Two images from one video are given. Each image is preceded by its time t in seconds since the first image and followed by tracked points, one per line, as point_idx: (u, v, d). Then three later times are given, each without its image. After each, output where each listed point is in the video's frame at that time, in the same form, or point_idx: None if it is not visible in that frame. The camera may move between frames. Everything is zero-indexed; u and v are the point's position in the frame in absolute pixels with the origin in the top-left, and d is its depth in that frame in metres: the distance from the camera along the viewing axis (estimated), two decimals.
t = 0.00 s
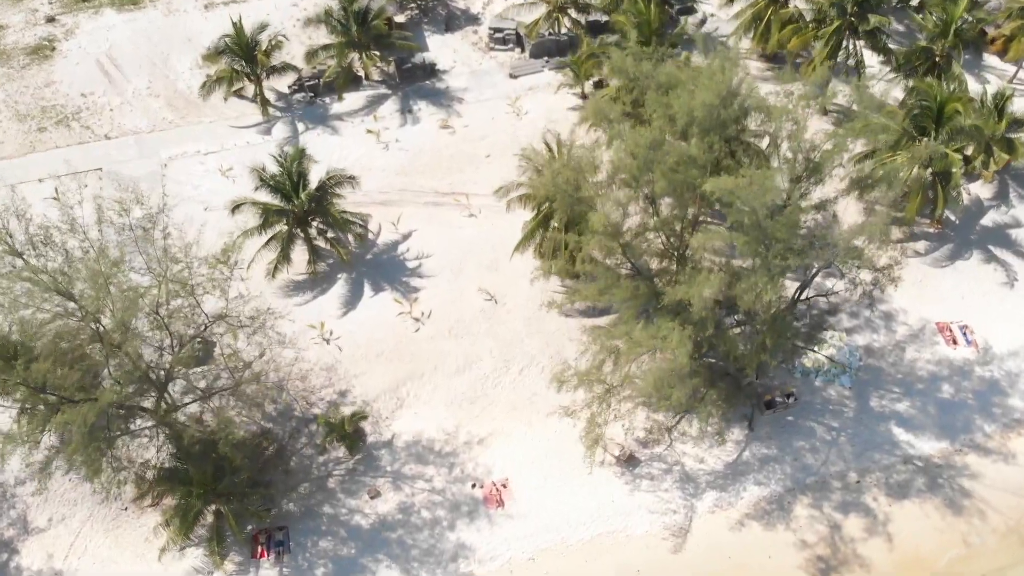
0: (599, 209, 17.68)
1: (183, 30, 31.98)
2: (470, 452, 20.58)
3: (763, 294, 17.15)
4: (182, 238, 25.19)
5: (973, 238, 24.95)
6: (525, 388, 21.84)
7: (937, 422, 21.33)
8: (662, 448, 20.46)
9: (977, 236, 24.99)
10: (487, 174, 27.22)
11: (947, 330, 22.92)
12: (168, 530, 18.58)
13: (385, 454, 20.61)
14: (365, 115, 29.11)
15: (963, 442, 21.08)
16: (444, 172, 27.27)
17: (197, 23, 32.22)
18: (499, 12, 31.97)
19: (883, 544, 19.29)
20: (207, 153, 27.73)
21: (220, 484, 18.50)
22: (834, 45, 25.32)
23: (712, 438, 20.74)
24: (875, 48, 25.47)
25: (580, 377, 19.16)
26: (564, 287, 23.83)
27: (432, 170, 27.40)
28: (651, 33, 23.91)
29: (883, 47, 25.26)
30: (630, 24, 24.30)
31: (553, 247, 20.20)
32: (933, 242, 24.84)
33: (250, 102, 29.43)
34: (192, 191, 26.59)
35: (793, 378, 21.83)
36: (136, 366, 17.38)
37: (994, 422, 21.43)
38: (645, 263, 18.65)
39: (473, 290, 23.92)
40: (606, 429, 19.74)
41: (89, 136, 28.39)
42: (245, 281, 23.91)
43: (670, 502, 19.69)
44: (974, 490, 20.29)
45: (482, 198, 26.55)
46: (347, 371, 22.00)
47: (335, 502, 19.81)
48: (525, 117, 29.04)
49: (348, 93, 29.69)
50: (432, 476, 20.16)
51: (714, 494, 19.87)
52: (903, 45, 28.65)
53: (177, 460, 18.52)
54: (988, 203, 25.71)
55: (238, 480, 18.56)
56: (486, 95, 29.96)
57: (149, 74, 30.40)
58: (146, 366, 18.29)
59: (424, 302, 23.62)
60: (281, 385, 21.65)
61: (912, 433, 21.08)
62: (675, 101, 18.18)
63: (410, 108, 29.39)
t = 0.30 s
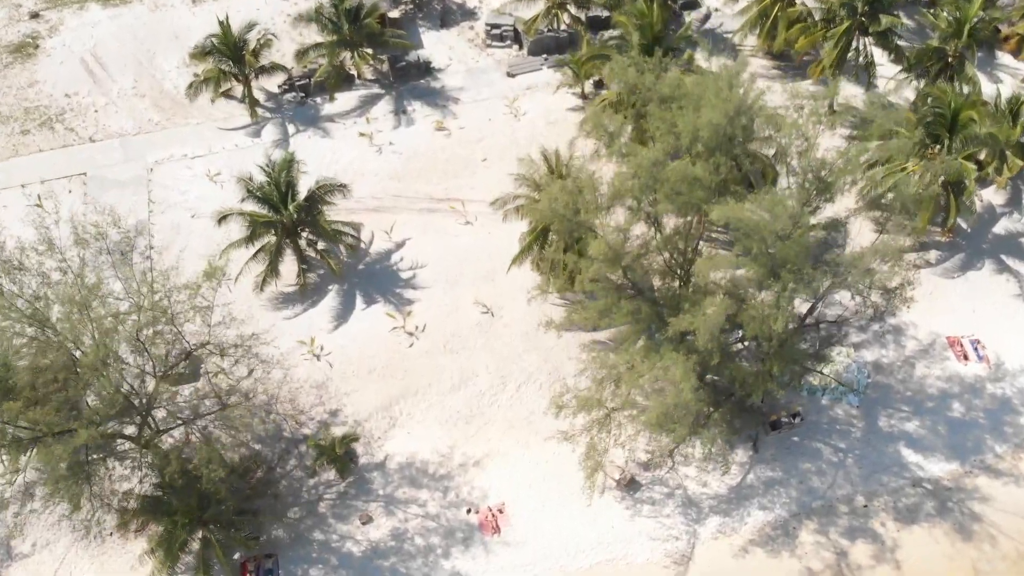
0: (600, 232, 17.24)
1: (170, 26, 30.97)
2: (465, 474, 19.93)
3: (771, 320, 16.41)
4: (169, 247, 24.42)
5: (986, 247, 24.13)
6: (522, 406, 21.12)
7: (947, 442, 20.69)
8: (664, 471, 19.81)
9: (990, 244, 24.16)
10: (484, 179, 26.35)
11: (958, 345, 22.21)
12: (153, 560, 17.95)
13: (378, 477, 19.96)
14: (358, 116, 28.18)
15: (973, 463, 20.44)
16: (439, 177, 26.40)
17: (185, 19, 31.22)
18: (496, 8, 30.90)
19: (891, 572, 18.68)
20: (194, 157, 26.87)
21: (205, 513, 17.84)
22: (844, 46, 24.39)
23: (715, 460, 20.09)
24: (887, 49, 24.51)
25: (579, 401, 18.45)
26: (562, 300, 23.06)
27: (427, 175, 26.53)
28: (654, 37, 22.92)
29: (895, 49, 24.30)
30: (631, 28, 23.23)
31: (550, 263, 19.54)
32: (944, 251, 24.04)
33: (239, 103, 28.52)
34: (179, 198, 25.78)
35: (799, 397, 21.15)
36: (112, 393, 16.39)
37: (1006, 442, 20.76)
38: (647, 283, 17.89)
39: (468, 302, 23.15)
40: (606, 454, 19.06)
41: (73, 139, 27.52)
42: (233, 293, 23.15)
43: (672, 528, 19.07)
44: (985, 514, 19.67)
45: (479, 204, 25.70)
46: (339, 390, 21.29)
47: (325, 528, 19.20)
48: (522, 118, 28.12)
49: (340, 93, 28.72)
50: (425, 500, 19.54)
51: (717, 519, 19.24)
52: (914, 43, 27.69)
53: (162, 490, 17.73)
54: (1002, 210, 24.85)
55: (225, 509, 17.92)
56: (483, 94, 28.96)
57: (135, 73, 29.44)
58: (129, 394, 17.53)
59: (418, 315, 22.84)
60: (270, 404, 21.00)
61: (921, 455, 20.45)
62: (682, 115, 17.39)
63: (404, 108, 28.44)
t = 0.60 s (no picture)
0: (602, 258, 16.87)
1: (157, 24, 30.01)
2: (460, 500, 19.33)
3: (779, 350, 15.74)
4: (156, 258, 23.74)
5: (998, 258, 23.38)
6: (520, 428, 20.43)
7: (957, 465, 20.08)
8: (665, 496, 19.21)
9: (1002, 255, 23.41)
10: (480, 186, 25.53)
11: (968, 362, 21.53)
12: None
13: (370, 502, 19.37)
14: (350, 118, 27.29)
15: (984, 487, 19.82)
16: (434, 183, 25.59)
17: (172, 16, 30.25)
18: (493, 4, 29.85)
19: None
20: (181, 162, 26.07)
21: (192, 543, 17.20)
22: (854, 50, 23.54)
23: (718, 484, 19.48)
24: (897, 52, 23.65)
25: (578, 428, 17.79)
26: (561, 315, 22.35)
27: (422, 181, 25.72)
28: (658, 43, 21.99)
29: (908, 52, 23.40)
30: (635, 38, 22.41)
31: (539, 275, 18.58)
32: (954, 263, 23.33)
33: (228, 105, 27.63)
34: (165, 206, 25.04)
35: (805, 417, 20.53)
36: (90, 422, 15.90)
37: (1018, 464, 20.11)
38: (650, 307, 17.20)
39: (464, 316, 22.41)
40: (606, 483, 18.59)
41: (57, 143, 26.68)
42: (221, 307, 22.48)
43: (673, 556, 18.48)
44: (996, 540, 19.06)
45: (475, 213, 24.90)
46: (330, 410, 20.65)
47: (316, 556, 18.64)
48: (520, 121, 27.25)
49: (332, 94, 27.81)
50: (419, 527, 18.97)
51: (720, 546, 18.64)
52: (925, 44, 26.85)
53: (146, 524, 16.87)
54: (1015, 219, 24.06)
55: (212, 540, 17.33)
56: (479, 95, 28.04)
57: (120, 73, 28.53)
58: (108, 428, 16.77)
59: (411, 331, 22.12)
60: (260, 424, 20.38)
61: (930, 478, 19.85)
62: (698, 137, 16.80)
63: (398, 110, 27.52)
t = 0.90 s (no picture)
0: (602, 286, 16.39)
1: (143, 22, 29.10)
2: (455, 527, 18.77)
3: (785, 384, 15.06)
4: (142, 271, 23.05)
5: (1010, 271, 22.65)
6: (517, 451, 19.77)
7: (966, 489, 19.48)
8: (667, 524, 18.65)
9: (1015, 268, 22.68)
10: (476, 194, 24.74)
11: (978, 381, 20.89)
12: None
13: (362, 530, 18.82)
14: (342, 122, 26.44)
15: (994, 512, 19.21)
16: (428, 192, 24.81)
17: (158, 13, 29.31)
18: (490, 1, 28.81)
19: None
20: (168, 169, 25.29)
21: None
22: (864, 54, 22.79)
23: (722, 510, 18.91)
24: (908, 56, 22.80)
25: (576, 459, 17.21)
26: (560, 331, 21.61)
27: (416, 189, 24.93)
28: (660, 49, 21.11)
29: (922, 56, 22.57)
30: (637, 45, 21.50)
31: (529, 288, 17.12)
32: (965, 276, 22.63)
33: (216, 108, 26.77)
34: (151, 215, 24.30)
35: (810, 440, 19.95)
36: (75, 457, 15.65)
37: None
38: (651, 335, 16.56)
39: (459, 333, 21.72)
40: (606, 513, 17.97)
41: (40, 150, 25.90)
42: (208, 323, 21.84)
43: None
44: (1006, 569, 18.52)
45: (471, 222, 24.14)
46: (321, 433, 20.04)
47: None
48: (517, 125, 26.40)
49: (323, 96, 26.93)
50: (412, 556, 18.45)
51: None
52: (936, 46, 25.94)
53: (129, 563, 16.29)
54: None
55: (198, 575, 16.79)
56: (476, 97, 27.14)
57: (105, 75, 27.67)
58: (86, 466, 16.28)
59: (405, 348, 21.44)
60: (249, 448, 19.80)
61: (939, 504, 19.28)
62: (705, 167, 16.35)
63: (391, 113, 26.65)
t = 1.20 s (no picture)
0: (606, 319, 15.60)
1: (128, 22, 28.23)
2: (449, 557, 18.24)
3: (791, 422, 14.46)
4: (127, 286, 22.48)
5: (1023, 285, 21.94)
6: (513, 476, 19.17)
7: (976, 516, 18.91)
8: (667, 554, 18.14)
9: None
10: (471, 205, 24.02)
11: (989, 402, 20.27)
12: None
13: (353, 559, 18.31)
14: (333, 128, 25.61)
15: (1004, 540, 18.64)
16: (423, 202, 24.07)
17: (144, 13, 28.42)
18: None
19: None
20: (154, 178, 24.54)
21: None
22: (875, 60, 21.95)
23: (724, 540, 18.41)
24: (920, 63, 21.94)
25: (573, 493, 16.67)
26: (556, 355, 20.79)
27: (410, 198, 24.19)
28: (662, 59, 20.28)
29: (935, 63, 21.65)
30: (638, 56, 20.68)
31: (522, 322, 16.22)
32: (976, 291, 21.95)
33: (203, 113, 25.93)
34: (136, 226, 23.61)
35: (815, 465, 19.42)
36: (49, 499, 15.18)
37: None
38: (653, 366, 15.95)
39: (454, 352, 21.07)
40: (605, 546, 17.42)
41: (22, 157, 25.14)
42: (195, 341, 21.25)
43: None
44: None
45: (466, 234, 23.42)
46: (311, 458, 19.49)
47: None
48: (514, 131, 25.61)
49: (314, 100, 26.09)
50: None
51: None
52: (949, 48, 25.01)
53: None
54: None
55: None
56: (472, 101, 26.29)
57: (89, 78, 26.83)
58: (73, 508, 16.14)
59: (398, 368, 20.81)
60: (237, 474, 19.26)
61: (947, 532, 18.73)
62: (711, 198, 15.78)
63: (384, 118, 25.81)
